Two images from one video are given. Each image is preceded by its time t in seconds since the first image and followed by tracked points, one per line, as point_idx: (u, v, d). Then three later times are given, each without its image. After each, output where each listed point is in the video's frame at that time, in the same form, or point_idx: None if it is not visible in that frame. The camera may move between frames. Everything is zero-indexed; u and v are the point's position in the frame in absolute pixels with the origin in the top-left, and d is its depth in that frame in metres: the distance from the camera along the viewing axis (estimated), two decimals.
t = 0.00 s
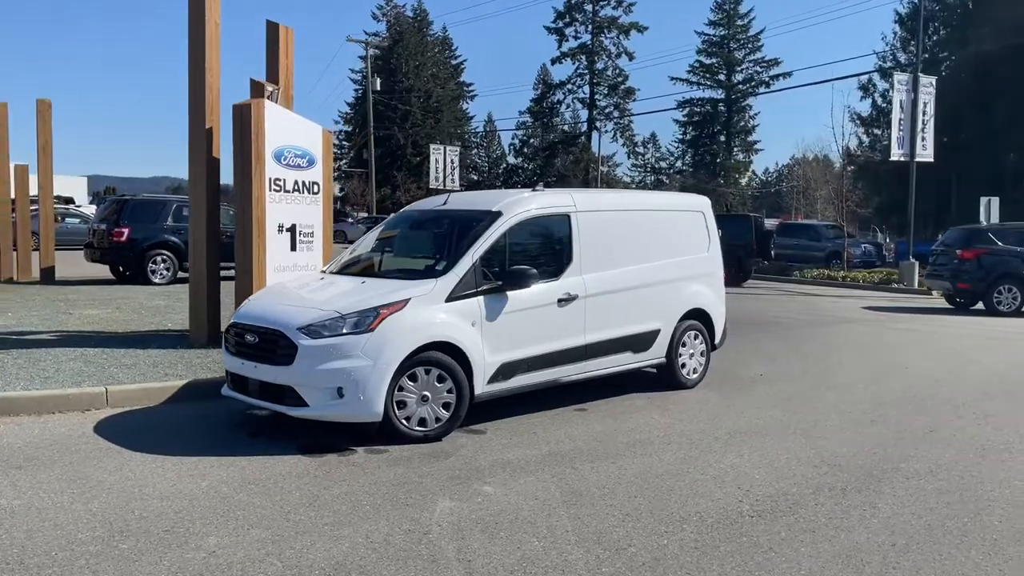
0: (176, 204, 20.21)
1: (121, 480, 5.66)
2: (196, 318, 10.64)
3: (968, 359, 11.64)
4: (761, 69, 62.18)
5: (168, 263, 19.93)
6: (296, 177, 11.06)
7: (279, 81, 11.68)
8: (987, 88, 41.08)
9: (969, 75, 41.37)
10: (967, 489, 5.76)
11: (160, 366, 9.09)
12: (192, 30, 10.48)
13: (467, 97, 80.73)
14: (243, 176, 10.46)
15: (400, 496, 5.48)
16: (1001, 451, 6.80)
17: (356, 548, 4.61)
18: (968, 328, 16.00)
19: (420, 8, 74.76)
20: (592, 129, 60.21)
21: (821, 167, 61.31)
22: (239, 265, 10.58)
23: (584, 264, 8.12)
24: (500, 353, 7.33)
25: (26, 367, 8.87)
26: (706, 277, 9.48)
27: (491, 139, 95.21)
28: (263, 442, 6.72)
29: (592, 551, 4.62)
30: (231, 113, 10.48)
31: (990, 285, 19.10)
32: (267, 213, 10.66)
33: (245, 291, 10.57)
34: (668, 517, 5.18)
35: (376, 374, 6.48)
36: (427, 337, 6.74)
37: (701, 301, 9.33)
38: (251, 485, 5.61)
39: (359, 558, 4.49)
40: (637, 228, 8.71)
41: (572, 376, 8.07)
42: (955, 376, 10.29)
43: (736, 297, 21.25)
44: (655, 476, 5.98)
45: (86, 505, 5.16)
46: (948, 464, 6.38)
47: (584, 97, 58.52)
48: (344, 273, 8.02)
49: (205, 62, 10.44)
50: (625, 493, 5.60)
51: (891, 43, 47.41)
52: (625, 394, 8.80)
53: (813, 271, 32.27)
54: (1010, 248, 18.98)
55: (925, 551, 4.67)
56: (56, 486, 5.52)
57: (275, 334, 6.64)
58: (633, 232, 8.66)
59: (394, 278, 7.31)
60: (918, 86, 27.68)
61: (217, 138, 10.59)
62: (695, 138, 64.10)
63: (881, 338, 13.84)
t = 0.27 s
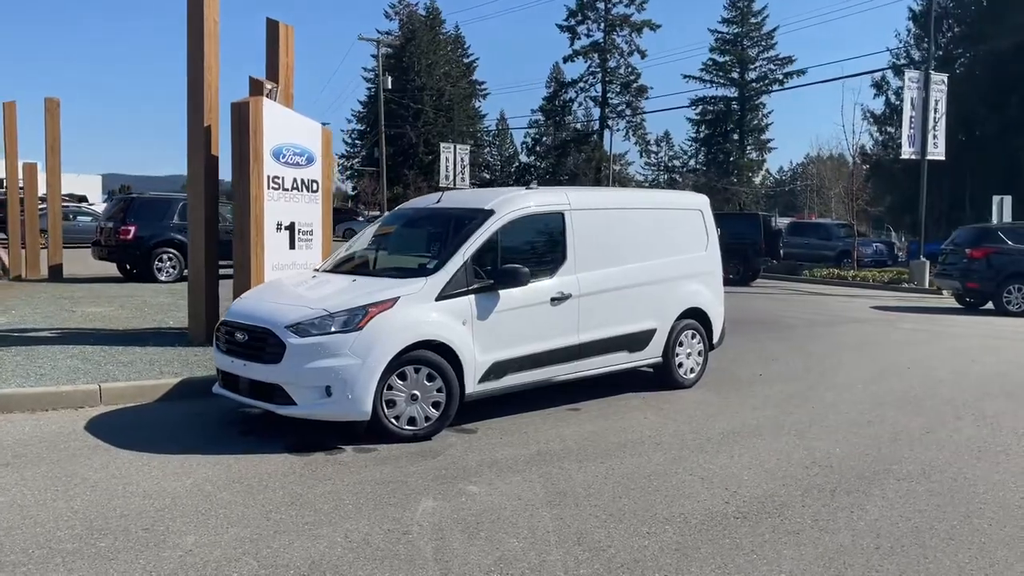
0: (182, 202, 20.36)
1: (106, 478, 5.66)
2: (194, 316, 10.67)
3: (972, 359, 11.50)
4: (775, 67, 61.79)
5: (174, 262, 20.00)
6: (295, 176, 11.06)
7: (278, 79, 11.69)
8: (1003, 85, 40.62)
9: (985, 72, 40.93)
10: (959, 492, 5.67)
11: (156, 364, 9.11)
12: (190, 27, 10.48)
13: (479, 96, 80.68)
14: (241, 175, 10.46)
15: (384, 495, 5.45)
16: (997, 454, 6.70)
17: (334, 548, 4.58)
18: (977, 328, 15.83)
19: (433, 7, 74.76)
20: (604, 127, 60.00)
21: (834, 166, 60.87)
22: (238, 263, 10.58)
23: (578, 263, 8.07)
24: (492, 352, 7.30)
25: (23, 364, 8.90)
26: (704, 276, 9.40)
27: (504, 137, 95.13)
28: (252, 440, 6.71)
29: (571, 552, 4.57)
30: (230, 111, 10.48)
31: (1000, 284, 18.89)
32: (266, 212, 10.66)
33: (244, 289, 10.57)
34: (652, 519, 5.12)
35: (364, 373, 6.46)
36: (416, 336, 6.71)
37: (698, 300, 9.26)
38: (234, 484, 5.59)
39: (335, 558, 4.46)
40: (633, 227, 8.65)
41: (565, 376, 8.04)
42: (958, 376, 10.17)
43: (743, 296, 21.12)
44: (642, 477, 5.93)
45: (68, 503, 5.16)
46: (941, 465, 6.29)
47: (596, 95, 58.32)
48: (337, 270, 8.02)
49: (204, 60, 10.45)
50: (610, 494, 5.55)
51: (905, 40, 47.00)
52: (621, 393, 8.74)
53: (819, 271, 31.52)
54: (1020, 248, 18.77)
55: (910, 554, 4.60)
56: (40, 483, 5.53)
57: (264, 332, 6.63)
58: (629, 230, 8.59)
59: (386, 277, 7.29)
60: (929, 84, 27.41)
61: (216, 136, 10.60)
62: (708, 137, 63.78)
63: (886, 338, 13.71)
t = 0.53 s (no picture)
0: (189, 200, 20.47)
1: (92, 476, 5.62)
2: (194, 314, 10.65)
3: (979, 359, 11.34)
4: (789, 65, 61.36)
5: (180, 259, 20.05)
6: (295, 173, 11.03)
7: (279, 76, 11.66)
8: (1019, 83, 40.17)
9: (1000, 70, 40.49)
10: (957, 494, 5.56)
11: (153, 361, 9.08)
12: (190, 24, 10.46)
13: (491, 94, 80.58)
14: (240, 172, 10.43)
15: (370, 494, 5.39)
16: (998, 455, 6.57)
17: (314, 547, 4.51)
18: (987, 327, 15.63)
19: (445, 5, 74.70)
20: (616, 126, 59.75)
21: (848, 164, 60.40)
22: (237, 261, 10.55)
23: (575, 261, 7.98)
24: (486, 351, 7.22)
25: (20, 361, 8.90)
26: (705, 274, 9.30)
27: (516, 136, 94.98)
28: (243, 437, 6.67)
29: (555, 554, 4.49)
30: (229, 108, 10.46)
31: (1012, 284, 18.65)
32: (265, 209, 10.63)
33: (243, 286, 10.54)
34: (640, 520, 5.03)
35: (354, 370, 6.40)
36: (407, 333, 6.64)
37: (699, 298, 9.15)
38: (221, 482, 5.55)
39: (316, 557, 4.40)
40: (631, 224, 8.55)
41: (562, 375, 7.95)
42: (964, 376, 10.02)
43: (751, 295, 20.96)
44: (634, 477, 5.84)
45: (51, 500, 5.12)
46: (940, 466, 6.18)
47: (608, 93, 58.09)
48: (331, 267, 7.98)
49: (203, 57, 10.42)
50: (600, 494, 5.47)
51: (920, 38, 46.58)
52: (619, 392, 8.65)
53: (830, 271, 30.75)
54: None
55: (902, 558, 4.49)
56: (26, 480, 5.50)
57: (254, 329, 6.58)
58: (628, 228, 8.50)
59: (379, 274, 7.23)
60: (941, 81, 27.12)
61: (215, 133, 10.58)
62: (721, 135, 63.44)
63: (893, 337, 13.55)
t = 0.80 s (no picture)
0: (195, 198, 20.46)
1: (75, 477, 5.57)
2: (192, 313, 10.61)
3: (986, 360, 11.17)
4: (802, 63, 60.95)
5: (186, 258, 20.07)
6: (294, 171, 10.98)
7: (278, 74, 11.61)
8: None
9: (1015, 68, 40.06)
10: (954, 498, 5.43)
11: (148, 361, 9.04)
12: (188, 22, 10.41)
13: (503, 93, 80.48)
14: (238, 170, 10.38)
15: (354, 497, 5.31)
16: (1000, 459, 6.43)
17: (293, 551, 4.45)
18: (996, 327, 15.42)
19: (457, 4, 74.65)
20: (628, 125, 59.48)
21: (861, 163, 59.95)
22: (235, 260, 10.50)
23: (572, 260, 7.88)
24: (479, 351, 7.13)
25: (15, 360, 8.88)
26: (704, 273, 9.18)
27: (528, 135, 94.87)
28: (232, 438, 6.61)
29: (537, 559, 4.41)
30: (227, 106, 10.40)
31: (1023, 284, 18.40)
32: (263, 208, 10.58)
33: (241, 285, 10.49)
34: (627, 524, 4.94)
35: (343, 371, 6.32)
36: (398, 333, 6.56)
37: (698, 298, 9.04)
38: (204, 484, 5.48)
39: (293, 562, 4.33)
40: (629, 222, 8.45)
41: (558, 375, 7.85)
42: (970, 377, 9.85)
43: (759, 295, 20.79)
44: (624, 480, 5.74)
45: (31, 503, 5.07)
46: (938, 470, 6.05)
47: (619, 92, 57.86)
48: (325, 266, 7.91)
49: (202, 55, 10.37)
50: (588, 497, 5.37)
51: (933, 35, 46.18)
52: (616, 393, 8.54)
53: (841, 271, 30.16)
54: None
55: (893, 566, 4.38)
56: (8, 482, 5.45)
57: (243, 329, 6.52)
58: (625, 227, 8.39)
59: (372, 273, 7.15)
60: (953, 79, 26.85)
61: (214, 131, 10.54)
62: (734, 134, 63.09)
63: (900, 338, 13.37)
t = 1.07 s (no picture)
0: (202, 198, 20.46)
1: (64, 478, 5.56)
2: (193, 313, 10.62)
3: (994, 361, 11.02)
4: (816, 61, 60.58)
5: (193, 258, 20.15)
6: (295, 171, 10.97)
7: (281, 74, 11.60)
8: None
9: None
10: (950, 503, 5.34)
11: (147, 361, 9.05)
12: (190, 23, 10.41)
13: (515, 93, 80.45)
14: (238, 170, 10.37)
15: (343, 500, 5.28)
16: (1001, 462, 6.32)
17: (276, 555, 4.41)
18: (1007, 328, 15.23)
19: (469, 4, 74.67)
20: (641, 124, 59.23)
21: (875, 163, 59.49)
22: (235, 260, 10.50)
23: (569, 260, 7.82)
24: (473, 352, 7.09)
25: (15, 360, 8.90)
26: (706, 274, 9.10)
27: (540, 134, 94.79)
28: (225, 439, 6.59)
29: (522, 565, 4.35)
30: (228, 106, 10.40)
31: None
32: (264, 208, 10.57)
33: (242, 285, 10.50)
34: (616, 528, 4.88)
35: (336, 373, 6.29)
36: (391, 334, 6.52)
37: (699, 299, 8.96)
38: (193, 486, 5.46)
39: (276, 565, 4.30)
40: (628, 223, 8.38)
41: (555, 376, 7.79)
42: (976, 379, 9.72)
43: (769, 295, 20.66)
44: (616, 484, 5.68)
45: (18, 504, 5.07)
46: (937, 475, 5.96)
47: (632, 91, 57.66)
48: (322, 266, 7.89)
49: (203, 55, 10.38)
50: (579, 501, 5.32)
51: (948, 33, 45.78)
52: (615, 395, 8.48)
53: (853, 271, 29.98)
54: None
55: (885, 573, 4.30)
56: None
57: (236, 330, 6.50)
58: (624, 228, 8.33)
59: (366, 274, 7.12)
60: (965, 77, 26.59)
61: (215, 131, 10.54)
62: (747, 133, 62.76)
63: (907, 339, 13.23)
